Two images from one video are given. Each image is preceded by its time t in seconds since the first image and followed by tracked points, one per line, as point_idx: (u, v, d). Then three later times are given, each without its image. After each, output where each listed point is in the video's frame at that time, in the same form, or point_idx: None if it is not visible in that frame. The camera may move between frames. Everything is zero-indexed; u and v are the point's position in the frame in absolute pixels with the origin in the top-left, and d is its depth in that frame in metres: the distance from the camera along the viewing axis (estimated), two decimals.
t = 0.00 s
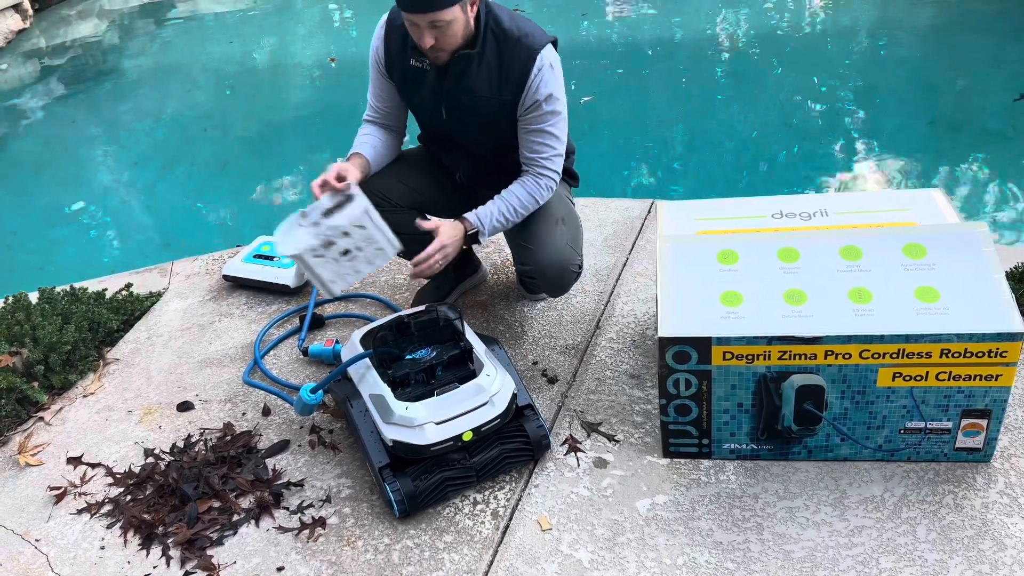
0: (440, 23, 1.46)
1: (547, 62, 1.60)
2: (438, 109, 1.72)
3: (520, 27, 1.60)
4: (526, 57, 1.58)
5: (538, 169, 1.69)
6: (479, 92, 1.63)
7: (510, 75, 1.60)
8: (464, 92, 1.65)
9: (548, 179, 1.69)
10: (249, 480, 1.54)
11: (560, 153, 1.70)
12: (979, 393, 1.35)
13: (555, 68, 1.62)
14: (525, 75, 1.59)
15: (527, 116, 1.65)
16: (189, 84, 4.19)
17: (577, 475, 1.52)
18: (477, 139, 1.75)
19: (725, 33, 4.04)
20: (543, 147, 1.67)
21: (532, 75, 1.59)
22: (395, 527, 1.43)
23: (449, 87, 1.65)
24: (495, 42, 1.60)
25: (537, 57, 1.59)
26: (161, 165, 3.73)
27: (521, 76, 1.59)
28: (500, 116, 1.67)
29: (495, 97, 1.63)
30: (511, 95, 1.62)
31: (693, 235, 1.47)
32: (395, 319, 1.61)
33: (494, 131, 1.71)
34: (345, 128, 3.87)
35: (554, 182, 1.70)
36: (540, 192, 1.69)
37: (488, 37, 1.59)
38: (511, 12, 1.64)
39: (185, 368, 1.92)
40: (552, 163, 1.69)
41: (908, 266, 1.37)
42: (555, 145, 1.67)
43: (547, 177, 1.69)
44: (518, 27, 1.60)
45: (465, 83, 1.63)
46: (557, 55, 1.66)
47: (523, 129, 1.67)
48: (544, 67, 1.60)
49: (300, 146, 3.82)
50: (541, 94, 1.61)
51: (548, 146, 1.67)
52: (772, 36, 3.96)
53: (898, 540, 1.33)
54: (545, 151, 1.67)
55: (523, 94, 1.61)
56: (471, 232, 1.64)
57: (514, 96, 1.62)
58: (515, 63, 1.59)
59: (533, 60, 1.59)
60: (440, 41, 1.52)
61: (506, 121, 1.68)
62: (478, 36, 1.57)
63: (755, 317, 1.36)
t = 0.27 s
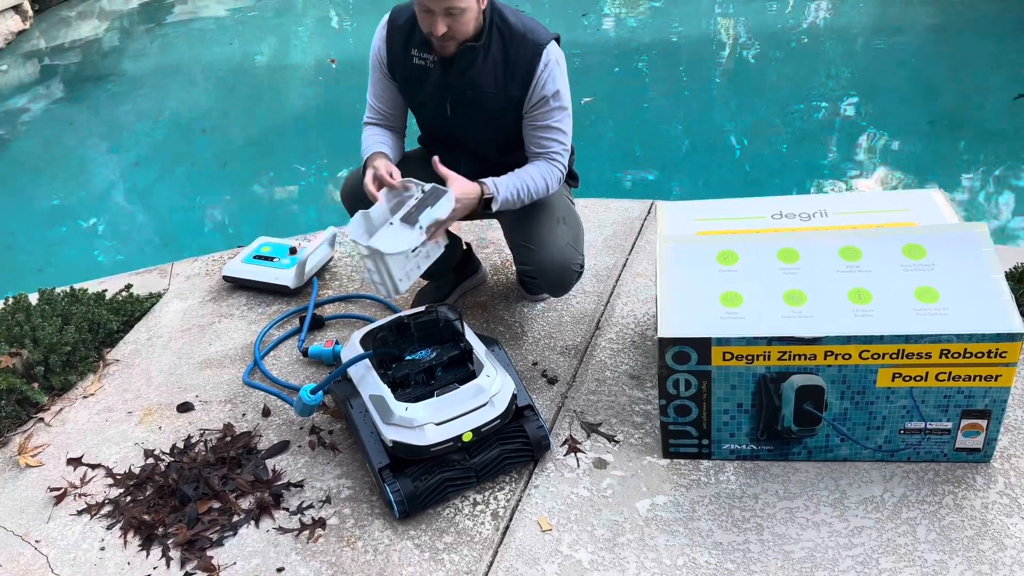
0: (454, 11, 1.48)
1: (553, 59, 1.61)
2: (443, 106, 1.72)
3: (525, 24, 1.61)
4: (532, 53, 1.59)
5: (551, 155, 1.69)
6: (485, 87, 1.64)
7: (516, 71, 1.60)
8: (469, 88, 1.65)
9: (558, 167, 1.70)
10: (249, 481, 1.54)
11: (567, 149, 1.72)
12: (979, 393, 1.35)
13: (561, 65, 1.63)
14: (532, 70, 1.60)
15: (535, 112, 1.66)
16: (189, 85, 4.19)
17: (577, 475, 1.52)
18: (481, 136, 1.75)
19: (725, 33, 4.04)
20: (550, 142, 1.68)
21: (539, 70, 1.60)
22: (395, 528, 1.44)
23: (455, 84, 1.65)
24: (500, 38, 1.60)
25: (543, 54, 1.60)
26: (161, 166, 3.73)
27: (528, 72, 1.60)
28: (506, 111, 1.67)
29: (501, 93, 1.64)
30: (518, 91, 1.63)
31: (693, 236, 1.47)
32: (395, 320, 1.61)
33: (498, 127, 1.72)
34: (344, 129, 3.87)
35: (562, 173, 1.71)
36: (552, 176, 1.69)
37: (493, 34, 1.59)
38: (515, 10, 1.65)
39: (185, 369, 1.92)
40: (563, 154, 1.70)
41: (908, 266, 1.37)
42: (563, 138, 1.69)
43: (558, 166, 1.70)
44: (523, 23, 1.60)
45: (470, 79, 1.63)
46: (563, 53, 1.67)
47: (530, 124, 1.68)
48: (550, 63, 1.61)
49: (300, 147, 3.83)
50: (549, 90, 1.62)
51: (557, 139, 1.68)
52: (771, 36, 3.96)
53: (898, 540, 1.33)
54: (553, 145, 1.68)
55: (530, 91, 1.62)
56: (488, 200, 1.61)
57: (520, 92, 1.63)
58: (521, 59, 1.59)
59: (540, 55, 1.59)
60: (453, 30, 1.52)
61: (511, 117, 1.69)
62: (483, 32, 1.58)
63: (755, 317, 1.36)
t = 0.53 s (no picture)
0: (462, 4, 1.49)
1: (557, 53, 1.63)
2: (447, 104, 1.72)
3: (528, 20, 1.63)
4: (537, 48, 1.60)
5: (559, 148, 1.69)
6: (490, 83, 1.64)
7: (522, 66, 1.62)
8: (474, 84, 1.65)
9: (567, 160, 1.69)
10: (249, 482, 1.54)
11: (575, 143, 1.72)
12: (979, 394, 1.35)
13: (564, 59, 1.65)
14: (538, 65, 1.61)
15: (540, 105, 1.67)
16: (189, 85, 4.19)
17: (577, 476, 1.52)
18: (484, 134, 1.75)
19: (724, 33, 4.04)
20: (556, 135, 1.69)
21: (543, 65, 1.61)
22: (395, 529, 1.43)
23: (459, 81, 1.65)
24: (504, 34, 1.61)
25: (548, 48, 1.61)
26: (161, 167, 3.73)
27: (533, 67, 1.61)
28: (510, 107, 1.68)
29: (506, 88, 1.64)
30: (524, 86, 1.64)
31: (693, 236, 1.47)
32: (394, 321, 1.61)
33: (502, 124, 1.72)
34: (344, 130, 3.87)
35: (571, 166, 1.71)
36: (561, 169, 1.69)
37: (497, 30, 1.61)
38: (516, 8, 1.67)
39: (184, 370, 1.92)
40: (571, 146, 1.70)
41: (908, 267, 1.37)
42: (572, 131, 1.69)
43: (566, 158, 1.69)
44: (527, 19, 1.62)
45: (475, 75, 1.63)
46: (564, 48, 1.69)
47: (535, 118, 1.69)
48: (554, 57, 1.62)
49: (301, 148, 3.83)
50: (553, 84, 1.63)
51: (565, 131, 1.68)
52: (771, 36, 3.96)
53: (898, 541, 1.33)
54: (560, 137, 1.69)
55: (535, 85, 1.63)
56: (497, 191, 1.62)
57: (526, 87, 1.64)
58: (527, 54, 1.61)
59: (544, 50, 1.61)
60: (461, 24, 1.53)
61: (516, 113, 1.69)
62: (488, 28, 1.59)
63: (756, 318, 1.36)
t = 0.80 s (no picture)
0: (463, 6, 1.49)
1: (557, 53, 1.64)
2: (447, 103, 1.72)
3: (529, 20, 1.63)
4: (538, 48, 1.61)
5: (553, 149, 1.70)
6: (490, 83, 1.64)
7: (522, 66, 1.62)
8: (474, 84, 1.65)
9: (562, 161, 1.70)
10: (249, 483, 1.54)
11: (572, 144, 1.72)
12: (979, 394, 1.35)
13: (564, 59, 1.66)
14: (538, 65, 1.61)
15: (540, 105, 1.67)
16: (189, 85, 4.20)
17: (577, 477, 1.52)
18: (484, 134, 1.75)
19: (724, 33, 4.04)
20: (555, 135, 1.69)
21: (544, 65, 1.62)
22: (395, 530, 1.43)
23: (460, 80, 1.65)
24: (505, 34, 1.62)
25: (548, 48, 1.62)
26: (161, 167, 3.73)
27: (534, 67, 1.61)
28: (510, 107, 1.68)
29: (507, 88, 1.64)
30: (524, 86, 1.64)
31: (693, 237, 1.47)
32: (394, 321, 1.60)
33: (502, 124, 1.72)
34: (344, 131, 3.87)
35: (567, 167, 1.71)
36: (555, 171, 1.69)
37: (498, 30, 1.61)
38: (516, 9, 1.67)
39: (184, 371, 1.92)
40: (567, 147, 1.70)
41: (908, 267, 1.37)
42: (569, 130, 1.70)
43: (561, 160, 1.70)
44: (527, 19, 1.63)
45: (476, 74, 1.63)
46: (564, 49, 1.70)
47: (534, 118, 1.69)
48: (554, 57, 1.63)
49: (301, 148, 3.83)
50: (552, 84, 1.64)
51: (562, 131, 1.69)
52: (770, 36, 3.97)
53: (899, 541, 1.33)
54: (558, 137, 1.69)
55: (535, 85, 1.63)
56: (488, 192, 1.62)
57: (526, 87, 1.64)
58: (528, 54, 1.61)
59: (545, 50, 1.61)
60: (461, 23, 1.53)
61: (516, 113, 1.69)
62: (489, 27, 1.59)
63: (756, 318, 1.36)
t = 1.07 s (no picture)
0: (462, 18, 1.48)
1: (558, 58, 1.64)
2: (448, 105, 1.72)
3: (532, 24, 1.63)
4: (539, 53, 1.61)
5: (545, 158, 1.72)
6: (491, 86, 1.64)
7: (524, 71, 1.62)
8: (475, 87, 1.65)
9: (555, 168, 1.72)
10: (249, 483, 1.54)
11: (568, 149, 1.74)
12: (979, 394, 1.35)
13: (565, 65, 1.66)
14: (540, 70, 1.61)
15: (539, 110, 1.67)
16: (189, 86, 4.20)
17: (577, 477, 1.52)
18: (484, 135, 1.75)
19: (724, 34, 4.05)
20: (552, 141, 1.70)
21: (545, 70, 1.62)
22: (395, 530, 1.43)
23: (461, 83, 1.65)
24: (507, 38, 1.61)
25: (550, 54, 1.62)
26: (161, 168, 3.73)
27: (535, 72, 1.61)
28: (511, 110, 1.68)
29: (507, 92, 1.65)
30: (524, 90, 1.64)
31: (693, 237, 1.47)
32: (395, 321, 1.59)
33: (502, 126, 1.72)
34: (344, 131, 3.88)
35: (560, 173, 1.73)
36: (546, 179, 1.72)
37: (500, 34, 1.61)
38: (519, 12, 1.67)
39: (184, 371, 1.92)
40: (561, 155, 1.72)
41: (908, 267, 1.37)
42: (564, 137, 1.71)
43: (555, 166, 1.72)
44: (529, 23, 1.62)
45: (477, 77, 1.63)
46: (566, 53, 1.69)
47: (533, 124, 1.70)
48: (555, 63, 1.63)
49: (301, 149, 3.83)
50: (552, 88, 1.64)
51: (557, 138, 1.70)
52: (770, 37, 3.97)
53: (898, 541, 1.33)
54: (554, 143, 1.71)
55: (536, 91, 1.64)
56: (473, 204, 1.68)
57: (527, 92, 1.64)
58: (529, 58, 1.61)
59: (547, 55, 1.61)
60: (460, 33, 1.53)
61: (516, 116, 1.69)
62: (491, 31, 1.59)
63: (756, 318, 1.36)
